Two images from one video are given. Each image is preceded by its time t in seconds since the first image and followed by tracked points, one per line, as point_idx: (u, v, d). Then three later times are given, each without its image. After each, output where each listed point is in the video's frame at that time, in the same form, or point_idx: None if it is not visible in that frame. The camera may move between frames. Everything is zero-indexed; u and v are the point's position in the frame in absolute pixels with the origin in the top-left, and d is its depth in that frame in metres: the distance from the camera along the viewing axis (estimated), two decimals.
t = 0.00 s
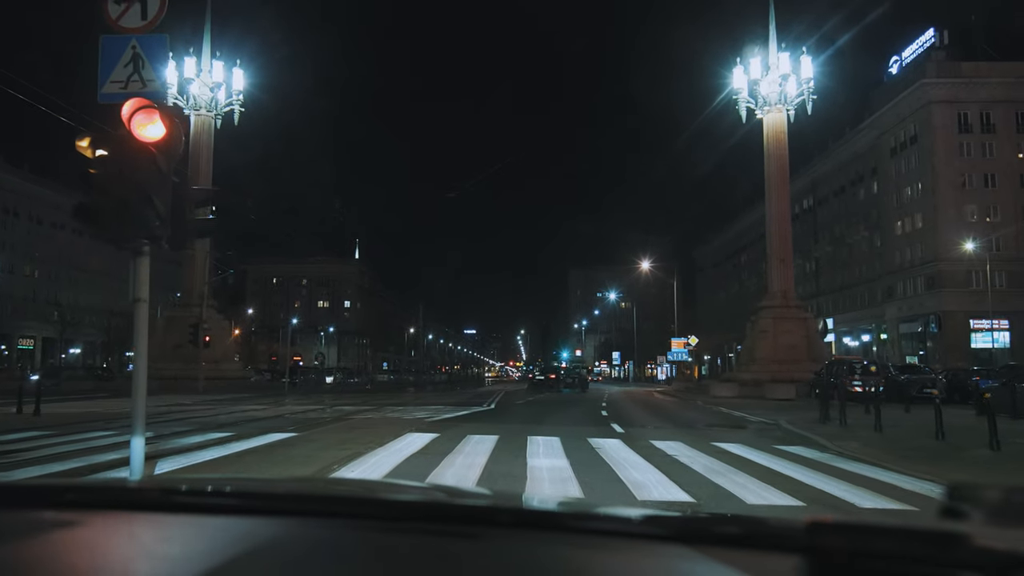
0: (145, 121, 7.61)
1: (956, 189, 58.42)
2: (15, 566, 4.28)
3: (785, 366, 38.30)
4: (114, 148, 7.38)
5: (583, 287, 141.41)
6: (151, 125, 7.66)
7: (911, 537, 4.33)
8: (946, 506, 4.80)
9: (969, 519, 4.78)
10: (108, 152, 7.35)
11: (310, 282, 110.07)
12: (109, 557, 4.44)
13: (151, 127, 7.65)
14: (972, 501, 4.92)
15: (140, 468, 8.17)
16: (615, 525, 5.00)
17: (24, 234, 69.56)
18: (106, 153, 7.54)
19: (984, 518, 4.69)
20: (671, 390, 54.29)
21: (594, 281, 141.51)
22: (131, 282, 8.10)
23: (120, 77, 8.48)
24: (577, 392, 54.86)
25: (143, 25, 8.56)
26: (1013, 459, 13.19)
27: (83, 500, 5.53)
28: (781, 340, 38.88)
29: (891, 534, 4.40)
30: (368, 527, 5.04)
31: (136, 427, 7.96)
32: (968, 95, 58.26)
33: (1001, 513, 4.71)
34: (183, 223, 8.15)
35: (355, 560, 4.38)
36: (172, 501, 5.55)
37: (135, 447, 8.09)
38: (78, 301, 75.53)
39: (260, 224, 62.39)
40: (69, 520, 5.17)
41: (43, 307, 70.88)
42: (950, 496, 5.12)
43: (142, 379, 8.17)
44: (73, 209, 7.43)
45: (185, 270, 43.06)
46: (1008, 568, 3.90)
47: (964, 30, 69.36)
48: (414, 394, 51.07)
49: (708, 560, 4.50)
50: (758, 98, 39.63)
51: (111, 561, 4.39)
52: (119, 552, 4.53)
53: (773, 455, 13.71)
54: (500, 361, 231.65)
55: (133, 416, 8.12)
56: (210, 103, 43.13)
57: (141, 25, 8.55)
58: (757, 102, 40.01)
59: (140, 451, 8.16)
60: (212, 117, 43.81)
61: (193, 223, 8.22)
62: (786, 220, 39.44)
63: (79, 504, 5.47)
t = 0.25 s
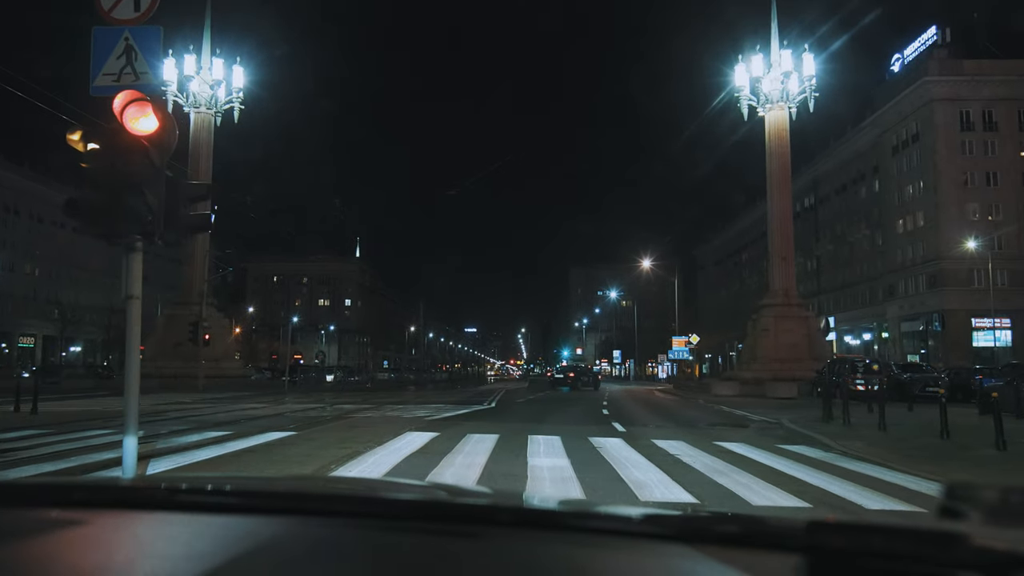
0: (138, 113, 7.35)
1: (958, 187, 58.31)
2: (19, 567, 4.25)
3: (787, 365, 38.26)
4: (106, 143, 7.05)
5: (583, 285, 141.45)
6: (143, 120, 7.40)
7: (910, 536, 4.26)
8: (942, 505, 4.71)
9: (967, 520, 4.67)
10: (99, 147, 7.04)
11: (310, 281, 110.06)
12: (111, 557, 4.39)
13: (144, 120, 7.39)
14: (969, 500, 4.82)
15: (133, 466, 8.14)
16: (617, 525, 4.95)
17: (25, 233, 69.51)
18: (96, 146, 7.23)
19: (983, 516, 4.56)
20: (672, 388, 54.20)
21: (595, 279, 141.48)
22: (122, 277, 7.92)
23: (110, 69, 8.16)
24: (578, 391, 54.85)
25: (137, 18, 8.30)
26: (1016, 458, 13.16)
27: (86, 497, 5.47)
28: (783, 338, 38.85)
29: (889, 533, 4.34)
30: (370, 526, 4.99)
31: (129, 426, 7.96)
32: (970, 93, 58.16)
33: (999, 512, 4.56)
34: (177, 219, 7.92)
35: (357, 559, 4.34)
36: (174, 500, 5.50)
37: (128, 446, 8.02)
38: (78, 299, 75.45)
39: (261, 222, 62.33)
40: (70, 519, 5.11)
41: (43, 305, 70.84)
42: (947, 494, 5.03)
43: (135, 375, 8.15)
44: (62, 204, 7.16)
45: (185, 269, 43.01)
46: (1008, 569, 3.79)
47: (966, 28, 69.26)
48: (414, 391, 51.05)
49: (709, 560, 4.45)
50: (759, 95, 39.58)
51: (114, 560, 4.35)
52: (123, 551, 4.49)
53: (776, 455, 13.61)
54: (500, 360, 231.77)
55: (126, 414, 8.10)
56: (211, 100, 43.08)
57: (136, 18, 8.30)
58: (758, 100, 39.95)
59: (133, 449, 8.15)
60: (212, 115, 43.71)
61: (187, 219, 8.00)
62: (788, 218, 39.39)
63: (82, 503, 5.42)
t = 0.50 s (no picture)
0: (130, 107, 7.17)
1: (959, 185, 58.24)
2: (20, 564, 4.20)
3: (788, 363, 38.22)
4: (100, 135, 6.96)
5: (584, 283, 141.47)
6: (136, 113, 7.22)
7: (912, 535, 4.23)
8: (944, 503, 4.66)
9: (969, 517, 4.63)
10: (92, 139, 6.95)
11: (311, 279, 110.03)
12: (117, 554, 4.37)
13: (136, 113, 7.21)
14: (973, 497, 4.71)
15: (125, 466, 8.12)
16: (617, 522, 4.91)
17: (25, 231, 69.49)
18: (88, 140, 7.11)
19: (985, 514, 4.48)
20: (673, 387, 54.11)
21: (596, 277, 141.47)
22: (116, 273, 7.85)
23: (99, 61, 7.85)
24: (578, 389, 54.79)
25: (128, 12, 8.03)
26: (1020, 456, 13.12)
27: (89, 495, 5.46)
28: (784, 337, 38.82)
29: (892, 532, 4.33)
30: (372, 524, 4.96)
31: (120, 427, 7.90)
32: (971, 91, 58.09)
33: (1002, 510, 4.47)
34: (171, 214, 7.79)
35: (358, 556, 4.31)
36: (175, 497, 5.47)
37: (121, 446, 7.97)
38: (78, 297, 75.40)
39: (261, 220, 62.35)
40: (73, 516, 5.10)
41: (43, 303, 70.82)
42: (949, 493, 4.91)
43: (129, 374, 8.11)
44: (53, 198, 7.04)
45: (184, 267, 42.97)
46: (1009, 568, 3.75)
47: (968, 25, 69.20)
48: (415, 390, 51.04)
49: (709, 557, 4.41)
50: (760, 93, 39.57)
51: (119, 556, 4.34)
52: (127, 548, 4.48)
53: (781, 454, 13.55)
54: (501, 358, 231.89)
55: (118, 414, 8.05)
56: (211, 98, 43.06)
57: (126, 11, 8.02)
58: (759, 98, 39.92)
59: (125, 448, 8.09)
60: (212, 112, 43.64)
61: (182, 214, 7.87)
62: (789, 215, 39.37)
63: (85, 500, 5.41)
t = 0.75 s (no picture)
0: (123, 101, 7.10)
1: (960, 184, 58.16)
2: (20, 564, 4.16)
3: (789, 362, 38.18)
4: (92, 131, 6.92)
5: (584, 282, 141.37)
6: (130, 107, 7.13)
7: (912, 533, 4.20)
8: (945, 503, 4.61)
9: (968, 516, 4.60)
10: (84, 134, 6.90)
11: (311, 277, 109.97)
12: (117, 553, 4.33)
13: (129, 108, 7.13)
14: (972, 495, 4.69)
15: (120, 465, 8.08)
16: (617, 521, 4.87)
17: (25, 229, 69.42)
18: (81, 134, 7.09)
19: (983, 514, 4.45)
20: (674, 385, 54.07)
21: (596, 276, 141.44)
22: (110, 270, 7.82)
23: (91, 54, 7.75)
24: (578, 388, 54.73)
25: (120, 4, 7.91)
26: None
27: (90, 494, 5.43)
28: (786, 335, 38.79)
29: (892, 530, 4.30)
30: (374, 523, 4.92)
31: (114, 426, 7.86)
32: (972, 89, 58.00)
33: (1001, 509, 4.48)
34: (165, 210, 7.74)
35: (359, 555, 4.28)
36: (176, 496, 5.44)
37: (115, 445, 7.94)
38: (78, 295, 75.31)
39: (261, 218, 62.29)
40: (74, 515, 5.07)
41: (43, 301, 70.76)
42: (950, 491, 4.92)
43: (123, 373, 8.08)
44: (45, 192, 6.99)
45: (184, 265, 42.94)
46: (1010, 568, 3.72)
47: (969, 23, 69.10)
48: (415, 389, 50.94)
49: (710, 557, 4.36)
50: (761, 90, 39.58)
51: (119, 555, 4.30)
52: (128, 547, 4.45)
53: (783, 453, 13.53)
54: (502, 357, 231.98)
55: (111, 413, 8.01)
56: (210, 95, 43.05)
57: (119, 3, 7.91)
58: (760, 95, 39.89)
59: (119, 447, 8.06)
60: (211, 110, 43.59)
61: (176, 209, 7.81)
62: (790, 213, 39.33)
63: (84, 499, 5.37)
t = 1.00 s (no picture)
0: (118, 95, 7.06)
1: (962, 181, 58.07)
2: (22, 560, 4.14)
3: (790, 360, 38.17)
4: (85, 124, 6.89)
5: (585, 279, 141.27)
6: (125, 101, 7.10)
7: (913, 530, 4.20)
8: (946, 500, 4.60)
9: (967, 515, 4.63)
10: (77, 127, 6.84)
11: (312, 275, 109.98)
12: (118, 551, 4.30)
13: (124, 101, 7.09)
14: (972, 493, 4.85)
15: (115, 462, 8.06)
16: (620, 518, 4.85)
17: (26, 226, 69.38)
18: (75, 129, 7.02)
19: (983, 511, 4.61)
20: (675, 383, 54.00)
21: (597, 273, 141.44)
22: (105, 266, 7.79)
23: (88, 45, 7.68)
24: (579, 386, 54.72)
25: None
26: None
27: (94, 490, 5.42)
28: (787, 333, 38.74)
29: (892, 527, 4.29)
30: (375, 520, 4.90)
31: (109, 424, 7.83)
32: (974, 86, 57.90)
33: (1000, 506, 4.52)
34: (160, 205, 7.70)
35: (359, 552, 4.25)
36: (180, 493, 5.39)
37: (109, 442, 7.91)
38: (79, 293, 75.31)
39: (262, 215, 62.25)
40: (77, 512, 5.05)
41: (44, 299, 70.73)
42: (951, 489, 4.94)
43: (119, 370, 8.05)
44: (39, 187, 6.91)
45: (184, 262, 42.88)
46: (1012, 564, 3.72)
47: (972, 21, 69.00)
48: (416, 386, 50.93)
49: (713, 554, 4.34)
50: (764, 87, 39.53)
51: (122, 553, 4.27)
52: (130, 543, 4.43)
53: (786, 452, 13.50)
54: (503, 354, 232.23)
55: (106, 411, 7.99)
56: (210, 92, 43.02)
57: None
58: (762, 92, 39.85)
59: (114, 445, 8.02)
60: (211, 107, 43.52)
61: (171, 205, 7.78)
62: (791, 210, 39.30)
63: (88, 495, 5.36)
